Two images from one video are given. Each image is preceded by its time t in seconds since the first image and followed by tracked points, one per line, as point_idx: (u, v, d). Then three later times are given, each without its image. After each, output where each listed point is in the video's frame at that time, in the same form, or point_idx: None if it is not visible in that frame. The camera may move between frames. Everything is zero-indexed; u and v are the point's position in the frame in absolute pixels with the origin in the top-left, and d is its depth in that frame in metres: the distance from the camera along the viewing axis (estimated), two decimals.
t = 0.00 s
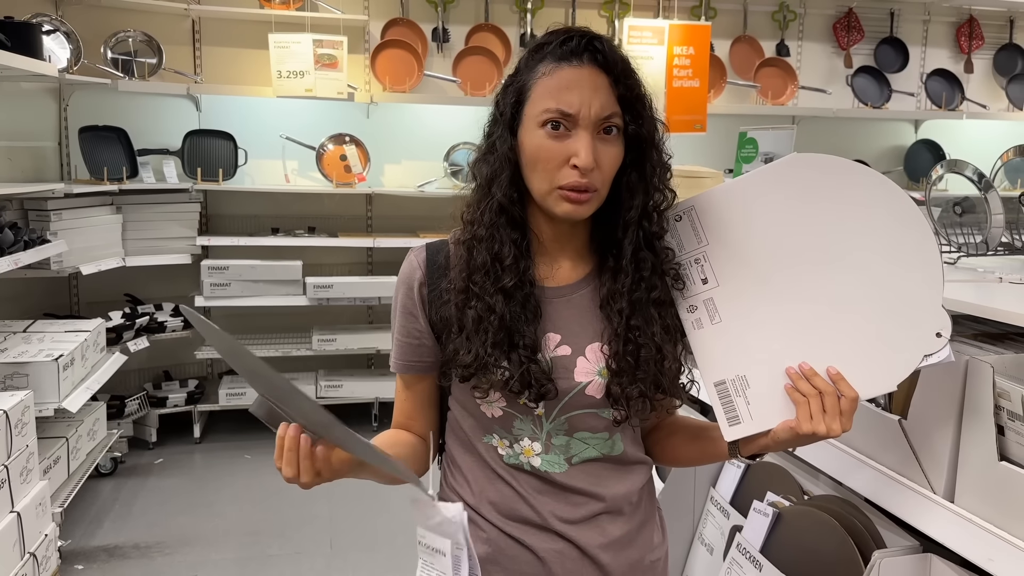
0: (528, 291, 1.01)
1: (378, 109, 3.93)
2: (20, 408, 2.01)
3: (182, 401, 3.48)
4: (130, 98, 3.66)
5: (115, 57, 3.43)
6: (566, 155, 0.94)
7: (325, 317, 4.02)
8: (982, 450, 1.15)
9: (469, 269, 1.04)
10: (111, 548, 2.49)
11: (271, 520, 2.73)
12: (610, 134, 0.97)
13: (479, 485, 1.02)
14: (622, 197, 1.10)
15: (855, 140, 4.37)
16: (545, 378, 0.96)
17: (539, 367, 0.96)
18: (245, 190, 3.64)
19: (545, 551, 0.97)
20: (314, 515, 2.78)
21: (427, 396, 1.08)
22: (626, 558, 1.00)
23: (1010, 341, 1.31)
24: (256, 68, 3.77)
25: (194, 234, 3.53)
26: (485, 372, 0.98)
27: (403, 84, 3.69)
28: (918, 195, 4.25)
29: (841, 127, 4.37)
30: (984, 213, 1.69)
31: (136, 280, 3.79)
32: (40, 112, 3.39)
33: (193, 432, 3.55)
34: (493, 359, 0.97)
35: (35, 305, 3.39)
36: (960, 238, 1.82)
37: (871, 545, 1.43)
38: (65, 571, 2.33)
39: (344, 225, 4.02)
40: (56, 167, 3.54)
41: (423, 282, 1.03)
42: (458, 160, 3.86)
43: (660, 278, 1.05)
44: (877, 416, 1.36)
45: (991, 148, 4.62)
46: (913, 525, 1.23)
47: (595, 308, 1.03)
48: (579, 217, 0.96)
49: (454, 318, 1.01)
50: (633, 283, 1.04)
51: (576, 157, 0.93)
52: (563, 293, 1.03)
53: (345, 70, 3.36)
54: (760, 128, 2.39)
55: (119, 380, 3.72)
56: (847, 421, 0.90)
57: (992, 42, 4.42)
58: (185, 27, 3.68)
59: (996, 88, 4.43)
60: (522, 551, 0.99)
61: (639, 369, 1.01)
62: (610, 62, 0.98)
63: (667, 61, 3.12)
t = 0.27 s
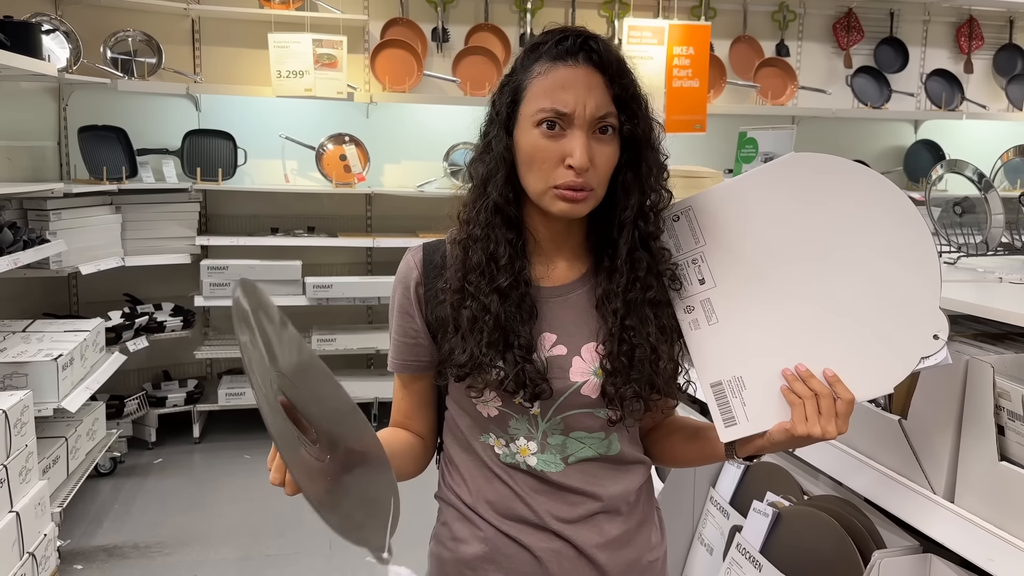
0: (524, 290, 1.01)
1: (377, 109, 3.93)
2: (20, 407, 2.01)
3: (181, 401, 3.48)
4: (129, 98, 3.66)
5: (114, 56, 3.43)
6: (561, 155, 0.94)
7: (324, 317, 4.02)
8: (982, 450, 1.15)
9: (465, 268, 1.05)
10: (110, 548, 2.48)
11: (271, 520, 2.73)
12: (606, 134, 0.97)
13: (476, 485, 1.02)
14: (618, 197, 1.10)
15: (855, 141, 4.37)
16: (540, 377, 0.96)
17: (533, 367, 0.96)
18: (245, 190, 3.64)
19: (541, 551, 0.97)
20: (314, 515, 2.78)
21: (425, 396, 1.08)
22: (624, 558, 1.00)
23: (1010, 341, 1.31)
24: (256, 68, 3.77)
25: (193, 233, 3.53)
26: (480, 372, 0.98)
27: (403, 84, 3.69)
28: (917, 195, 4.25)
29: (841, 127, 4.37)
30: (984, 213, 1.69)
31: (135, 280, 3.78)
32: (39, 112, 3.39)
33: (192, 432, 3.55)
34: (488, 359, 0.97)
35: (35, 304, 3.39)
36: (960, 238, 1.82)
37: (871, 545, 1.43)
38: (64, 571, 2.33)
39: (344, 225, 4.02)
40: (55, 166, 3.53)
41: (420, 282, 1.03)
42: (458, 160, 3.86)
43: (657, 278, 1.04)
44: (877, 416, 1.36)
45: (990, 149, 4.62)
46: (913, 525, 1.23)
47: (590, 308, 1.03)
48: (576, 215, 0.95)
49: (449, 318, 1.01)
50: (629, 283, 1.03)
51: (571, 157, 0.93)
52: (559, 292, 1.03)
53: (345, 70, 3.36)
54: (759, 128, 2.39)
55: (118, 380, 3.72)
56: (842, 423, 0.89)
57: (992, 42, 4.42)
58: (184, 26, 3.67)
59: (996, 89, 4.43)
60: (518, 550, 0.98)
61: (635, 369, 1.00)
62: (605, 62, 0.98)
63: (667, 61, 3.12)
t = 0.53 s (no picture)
0: (521, 291, 1.01)
1: (377, 109, 3.93)
2: (19, 407, 2.01)
3: (181, 401, 3.48)
4: (129, 98, 3.66)
5: (114, 56, 3.42)
6: (559, 156, 0.94)
7: (324, 317, 4.02)
8: (982, 451, 1.15)
9: (462, 269, 1.04)
10: (109, 548, 2.48)
11: (270, 520, 2.73)
12: (603, 135, 0.97)
13: (474, 485, 1.01)
14: (615, 198, 1.10)
15: (854, 141, 4.37)
16: (537, 377, 0.96)
17: (531, 367, 0.96)
18: (244, 190, 3.64)
19: (539, 550, 0.97)
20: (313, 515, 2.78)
21: (423, 395, 1.08)
22: (622, 558, 1.00)
23: (1010, 341, 1.31)
24: (255, 68, 3.77)
25: (193, 233, 3.53)
26: (477, 372, 0.98)
27: (402, 84, 3.69)
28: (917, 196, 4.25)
29: (841, 128, 4.37)
30: (984, 213, 1.69)
31: (134, 280, 3.78)
32: (39, 112, 3.39)
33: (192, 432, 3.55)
34: (485, 359, 0.97)
35: (34, 304, 3.39)
36: (960, 238, 1.82)
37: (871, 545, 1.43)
38: (63, 571, 2.32)
39: (343, 225, 4.02)
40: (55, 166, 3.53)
41: (417, 282, 1.03)
42: (457, 160, 3.87)
43: (655, 278, 1.05)
44: (877, 416, 1.36)
45: (990, 149, 4.62)
46: (912, 526, 1.23)
47: (587, 308, 1.03)
48: (573, 217, 0.95)
49: (447, 318, 1.01)
50: (626, 284, 1.04)
51: (569, 158, 0.93)
52: (556, 293, 1.03)
53: (345, 70, 3.36)
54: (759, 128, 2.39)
55: (117, 380, 3.71)
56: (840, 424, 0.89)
57: (992, 42, 4.42)
58: (184, 26, 3.67)
59: (995, 89, 4.43)
60: (516, 550, 0.98)
61: (632, 370, 1.00)
62: (604, 63, 0.98)
63: (667, 62, 3.11)
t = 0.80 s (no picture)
0: (521, 289, 1.01)
1: (376, 109, 3.93)
2: (18, 407, 2.01)
3: (180, 401, 3.48)
4: (128, 98, 3.66)
5: (113, 56, 3.42)
6: (547, 156, 0.94)
7: (323, 317, 4.02)
8: (979, 451, 1.15)
9: (462, 267, 1.04)
10: (108, 548, 2.48)
11: (270, 520, 2.73)
12: (593, 135, 0.97)
13: (473, 484, 1.02)
14: (609, 199, 1.09)
15: (853, 142, 4.38)
16: (537, 375, 0.96)
17: (530, 365, 0.97)
18: (244, 190, 3.64)
19: (537, 549, 0.97)
20: (312, 515, 2.78)
21: (422, 393, 1.08)
22: (619, 557, 1.00)
23: (1009, 342, 1.31)
24: (255, 68, 3.77)
25: (193, 233, 3.53)
26: (477, 369, 0.98)
27: (402, 84, 3.69)
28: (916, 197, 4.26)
29: (840, 129, 4.38)
30: (982, 214, 1.69)
31: (134, 280, 3.78)
32: (38, 112, 3.39)
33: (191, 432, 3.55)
34: (485, 356, 0.98)
35: (33, 304, 3.39)
36: (959, 239, 1.82)
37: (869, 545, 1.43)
38: (62, 571, 2.32)
39: (342, 225, 4.02)
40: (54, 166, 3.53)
41: (417, 279, 1.03)
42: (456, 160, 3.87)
43: (651, 278, 1.04)
44: (876, 417, 1.36)
45: (989, 150, 4.63)
46: (910, 526, 1.23)
47: (585, 308, 1.03)
48: (564, 218, 0.96)
49: (447, 316, 1.01)
50: (622, 285, 1.03)
51: (556, 158, 0.93)
52: (554, 292, 1.03)
53: (344, 71, 3.37)
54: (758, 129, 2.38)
55: (116, 380, 3.72)
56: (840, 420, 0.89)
57: (991, 43, 4.42)
58: (183, 26, 3.67)
59: (994, 90, 4.43)
60: (514, 549, 0.98)
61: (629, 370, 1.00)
62: (593, 63, 0.97)
63: (666, 63, 3.11)
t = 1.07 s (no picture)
0: (520, 293, 1.01)
1: (376, 110, 3.93)
2: (18, 407, 2.01)
3: (180, 401, 3.48)
4: (127, 98, 3.66)
5: (113, 56, 3.43)
6: (535, 165, 0.93)
7: (323, 318, 4.02)
8: (977, 451, 1.15)
9: (459, 274, 1.04)
10: (108, 548, 2.48)
11: (269, 520, 2.73)
12: (583, 143, 0.95)
13: (471, 484, 1.02)
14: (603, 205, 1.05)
15: (852, 143, 4.38)
16: (536, 378, 0.97)
17: (530, 368, 0.97)
18: (243, 191, 3.64)
19: (535, 548, 0.97)
20: (312, 515, 2.78)
21: (417, 389, 1.07)
22: (617, 556, 1.00)
23: (1007, 343, 1.32)
24: (254, 68, 3.77)
25: (192, 233, 3.54)
26: (477, 373, 0.98)
27: (401, 85, 3.69)
28: (916, 198, 4.26)
29: (838, 130, 4.38)
30: (981, 215, 1.69)
31: (133, 280, 3.78)
32: (38, 112, 3.40)
33: (190, 432, 3.55)
34: (484, 359, 0.98)
35: (33, 305, 3.39)
36: (957, 240, 1.82)
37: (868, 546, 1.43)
38: (62, 571, 2.32)
39: (342, 225, 4.03)
40: (54, 166, 3.53)
41: (416, 280, 1.03)
42: (456, 161, 3.87)
43: (647, 282, 1.03)
44: (875, 417, 1.37)
45: (988, 151, 4.63)
46: (907, 525, 1.24)
47: (583, 311, 1.03)
48: (557, 225, 0.96)
49: (446, 321, 1.01)
50: (619, 291, 1.01)
51: (544, 168, 0.93)
52: (553, 293, 1.02)
53: (344, 71, 3.37)
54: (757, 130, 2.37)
55: (116, 380, 3.72)
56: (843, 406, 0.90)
57: (990, 45, 4.43)
58: (183, 26, 3.67)
59: (993, 91, 4.44)
60: (511, 548, 0.98)
61: (628, 376, 0.99)
62: (579, 72, 0.94)
63: (665, 64, 3.12)
